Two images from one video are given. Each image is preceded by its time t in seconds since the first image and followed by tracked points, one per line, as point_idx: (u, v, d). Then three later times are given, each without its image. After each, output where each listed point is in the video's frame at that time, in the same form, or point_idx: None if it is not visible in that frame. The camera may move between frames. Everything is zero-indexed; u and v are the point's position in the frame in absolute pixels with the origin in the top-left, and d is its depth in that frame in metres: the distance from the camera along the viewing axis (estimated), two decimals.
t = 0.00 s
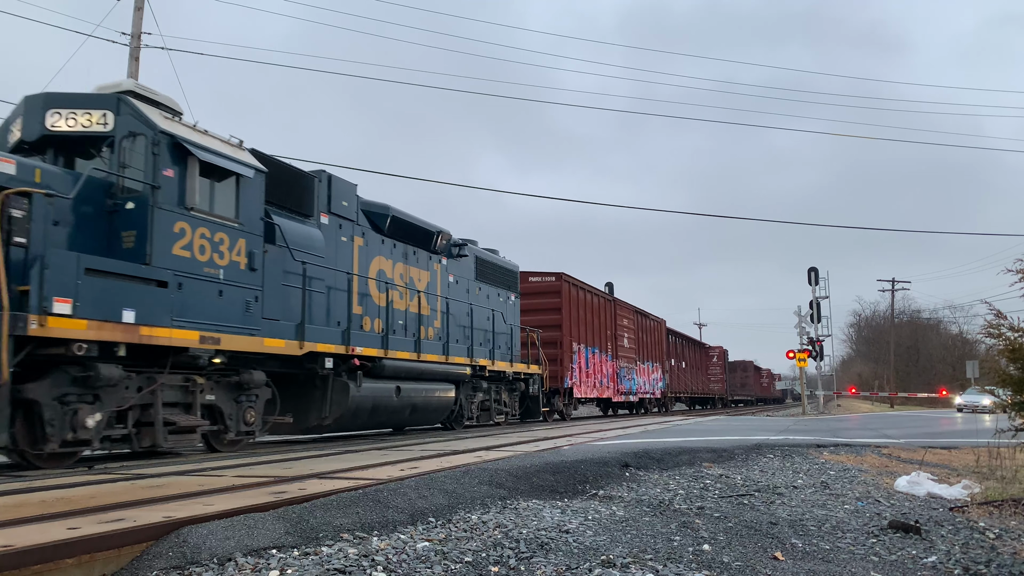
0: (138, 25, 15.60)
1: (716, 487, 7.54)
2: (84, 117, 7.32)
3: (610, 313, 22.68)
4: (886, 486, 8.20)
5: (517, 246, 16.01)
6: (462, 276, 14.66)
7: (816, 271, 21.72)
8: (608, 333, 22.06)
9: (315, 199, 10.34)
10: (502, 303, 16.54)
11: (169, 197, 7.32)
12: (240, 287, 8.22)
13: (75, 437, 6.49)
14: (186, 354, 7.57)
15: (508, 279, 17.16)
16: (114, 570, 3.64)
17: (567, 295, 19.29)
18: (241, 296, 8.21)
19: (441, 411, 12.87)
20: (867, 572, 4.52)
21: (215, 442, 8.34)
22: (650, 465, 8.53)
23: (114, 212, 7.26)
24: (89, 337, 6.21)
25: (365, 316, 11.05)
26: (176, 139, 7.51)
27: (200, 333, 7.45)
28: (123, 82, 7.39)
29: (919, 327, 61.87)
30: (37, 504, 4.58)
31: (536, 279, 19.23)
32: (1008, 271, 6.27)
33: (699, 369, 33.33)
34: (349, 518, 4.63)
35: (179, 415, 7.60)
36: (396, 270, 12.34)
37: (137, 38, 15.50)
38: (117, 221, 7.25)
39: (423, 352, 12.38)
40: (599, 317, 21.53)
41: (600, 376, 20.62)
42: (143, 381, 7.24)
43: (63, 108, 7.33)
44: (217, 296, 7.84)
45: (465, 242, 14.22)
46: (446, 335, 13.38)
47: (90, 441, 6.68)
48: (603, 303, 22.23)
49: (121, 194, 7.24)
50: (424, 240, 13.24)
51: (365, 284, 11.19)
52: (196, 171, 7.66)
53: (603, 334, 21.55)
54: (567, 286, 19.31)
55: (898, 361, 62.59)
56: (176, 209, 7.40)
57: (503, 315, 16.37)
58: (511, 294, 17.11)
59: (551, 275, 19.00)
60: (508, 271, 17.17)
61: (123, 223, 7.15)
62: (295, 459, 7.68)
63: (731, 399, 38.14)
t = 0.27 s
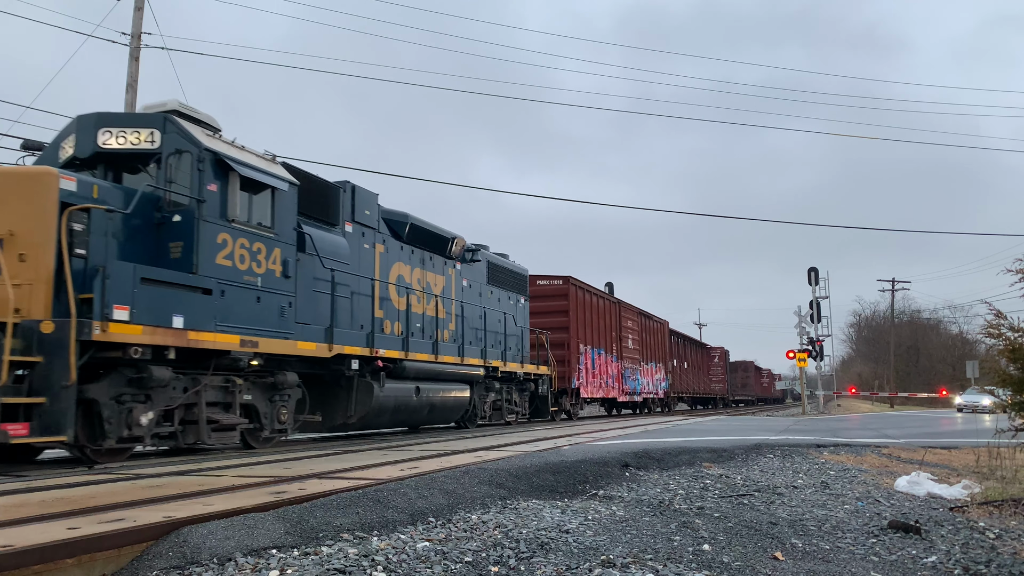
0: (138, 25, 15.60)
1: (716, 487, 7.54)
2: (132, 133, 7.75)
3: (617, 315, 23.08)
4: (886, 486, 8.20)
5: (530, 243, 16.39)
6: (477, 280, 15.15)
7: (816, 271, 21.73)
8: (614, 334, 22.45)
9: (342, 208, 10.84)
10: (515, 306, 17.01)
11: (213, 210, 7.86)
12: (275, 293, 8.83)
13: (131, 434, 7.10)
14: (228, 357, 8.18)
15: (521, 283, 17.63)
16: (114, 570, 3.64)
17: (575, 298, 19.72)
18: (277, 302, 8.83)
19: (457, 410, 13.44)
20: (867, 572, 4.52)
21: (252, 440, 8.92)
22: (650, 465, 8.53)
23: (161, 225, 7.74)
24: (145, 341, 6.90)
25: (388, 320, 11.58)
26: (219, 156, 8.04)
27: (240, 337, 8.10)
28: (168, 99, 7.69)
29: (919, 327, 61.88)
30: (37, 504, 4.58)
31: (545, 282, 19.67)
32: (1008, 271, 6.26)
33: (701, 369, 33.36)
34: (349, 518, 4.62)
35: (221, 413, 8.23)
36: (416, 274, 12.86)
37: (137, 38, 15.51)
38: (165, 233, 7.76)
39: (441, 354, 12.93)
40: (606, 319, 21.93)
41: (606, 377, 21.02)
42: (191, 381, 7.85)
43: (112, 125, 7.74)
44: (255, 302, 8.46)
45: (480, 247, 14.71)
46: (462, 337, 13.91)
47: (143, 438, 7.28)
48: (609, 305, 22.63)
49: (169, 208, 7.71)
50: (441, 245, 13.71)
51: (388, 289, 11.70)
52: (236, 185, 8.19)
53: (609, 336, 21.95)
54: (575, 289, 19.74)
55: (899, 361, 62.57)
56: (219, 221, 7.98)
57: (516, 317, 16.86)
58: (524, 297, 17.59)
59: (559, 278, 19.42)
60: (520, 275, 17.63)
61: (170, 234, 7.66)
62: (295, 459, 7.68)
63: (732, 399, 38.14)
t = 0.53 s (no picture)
0: (138, 25, 15.61)
1: (716, 486, 7.54)
2: (176, 149, 8.24)
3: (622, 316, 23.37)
4: (886, 486, 8.21)
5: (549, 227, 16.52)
6: (489, 284, 15.62)
7: (816, 271, 21.74)
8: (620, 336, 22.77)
9: (365, 217, 11.31)
10: (525, 309, 17.43)
11: (252, 222, 8.38)
12: (306, 299, 9.38)
13: (178, 432, 7.62)
14: (264, 359, 8.74)
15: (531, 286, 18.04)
16: (114, 570, 3.64)
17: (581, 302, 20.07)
18: (308, 308, 9.38)
19: (472, 409, 13.96)
20: (867, 572, 4.52)
21: (285, 438, 9.49)
22: (650, 465, 8.53)
23: (202, 235, 8.27)
24: (193, 345, 7.46)
25: (407, 324, 12.11)
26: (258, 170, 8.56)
27: (276, 340, 8.68)
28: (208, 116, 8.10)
29: (919, 327, 61.90)
30: (36, 504, 4.58)
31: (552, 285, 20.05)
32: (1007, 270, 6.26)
33: (703, 369, 33.44)
34: (349, 518, 4.62)
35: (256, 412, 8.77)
36: (432, 279, 13.35)
37: (137, 38, 15.52)
38: (207, 243, 8.29)
39: (456, 355, 13.47)
40: (612, 321, 22.25)
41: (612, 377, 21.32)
42: (232, 382, 8.40)
43: (156, 141, 8.23)
44: (289, 307, 9.03)
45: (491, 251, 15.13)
46: (475, 340, 14.43)
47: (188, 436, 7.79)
48: (616, 307, 22.96)
49: (210, 219, 8.23)
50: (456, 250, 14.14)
51: (407, 294, 12.19)
52: (273, 198, 8.68)
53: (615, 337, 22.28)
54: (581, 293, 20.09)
55: (899, 360, 62.58)
56: (258, 232, 8.52)
57: (526, 319, 17.29)
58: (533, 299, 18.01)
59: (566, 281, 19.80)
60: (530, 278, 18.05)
61: (212, 244, 8.18)
62: (294, 459, 7.68)
63: (733, 399, 38.23)
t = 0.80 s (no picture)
0: (138, 25, 15.60)
1: (716, 486, 7.54)
2: (213, 164, 8.71)
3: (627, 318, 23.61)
4: (886, 486, 8.21)
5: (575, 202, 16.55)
6: (500, 287, 16.03)
7: (816, 271, 21.74)
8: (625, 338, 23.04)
9: (386, 224, 11.76)
10: (534, 311, 17.86)
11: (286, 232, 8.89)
12: (334, 303, 9.87)
13: (220, 429, 8.13)
14: (297, 361, 9.22)
15: (540, 289, 18.46)
16: (114, 570, 3.64)
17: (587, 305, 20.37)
18: (336, 312, 9.87)
19: (484, 409, 14.37)
20: (867, 573, 4.52)
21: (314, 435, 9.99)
22: (650, 465, 8.53)
23: (240, 244, 8.77)
24: (235, 349, 7.99)
25: (425, 326, 12.55)
26: (290, 183, 9.06)
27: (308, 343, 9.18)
28: (242, 134, 8.55)
29: (919, 327, 61.88)
30: (36, 504, 4.57)
31: (559, 288, 20.36)
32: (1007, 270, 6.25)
33: (705, 369, 33.49)
34: (349, 518, 4.62)
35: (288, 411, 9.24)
36: (447, 283, 13.80)
37: (137, 38, 15.52)
38: (244, 252, 8.79)
39: (470, 357, 13.91)
40: (617, 324, 22.53)
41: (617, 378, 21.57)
42: (269, 383, 8.90)
43: (194, 155, 8.69)
44: (319, 312, 9.53)
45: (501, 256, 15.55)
46: (488, 341, 14.86)
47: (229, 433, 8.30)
48: (622, 310, 23.25)
49: (247, 229, 8.72)
50: (469, 254, 14.53)
51: (424, 298, 12.62)
52: (305, 210, 9.19)
53: (621, 338, 22.52)
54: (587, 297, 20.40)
55: (898, 360, 62.55)
56: (291, 241, 9.03)
57: (536, 321, 17.72)
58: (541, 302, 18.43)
59: (572, 284, 20.11)
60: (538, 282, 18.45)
61: (249, 254, 8.69)
62: (294, 459, 7.67)
63: (734, 399, 38.26)
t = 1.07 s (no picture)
0: (138, 25, 15.60)
1: (716, 486, 7.54)
2: (248, 177, 9.38)
3: (632, 319, 23.72)
4: (886, 486, 8.21)
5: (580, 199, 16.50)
6: (511, 291, 16.54)
7: (816, 271, 21.73)
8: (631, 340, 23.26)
9: (406, 231, 12.33)
10: (544, 313, 18.32)
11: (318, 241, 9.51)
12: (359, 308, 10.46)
13: (256, 427, 8.70)
14: (325, 362, 9.84)
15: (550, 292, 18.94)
16: (114, 570, 3.64)
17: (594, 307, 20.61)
18: (360, 316, 10.47)
19: (496, 409, 14.81)
20: (867, 573, 4.52)
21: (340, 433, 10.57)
22: (650, 466, 8.53)
23: (273, 253, 9.38)
24: (273, 350, 8.63)
25: (440, 329, 13.08)
26: (321, 195, 9.69)
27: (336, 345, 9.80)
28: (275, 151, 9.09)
29: (919, 326, 61.88)
30: (36, 504, 4.58)
31: (567, 291, 20.63)
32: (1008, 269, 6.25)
33: (706, 370, 33.56)
34: (349, 518, 4.63)
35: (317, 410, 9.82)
36: (462, 287, 14.30)
37: (137, 39, 15.52)
38: (277, 259, 9.41)
39: (483, 358, 14.43)
40: (623, 326, 22.75)
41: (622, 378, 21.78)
42: (300, 384, 9.51)
43: (230, 169, 9.39)
44: (346, 316, 10.16)
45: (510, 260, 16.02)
46: (500, 343, 15.34)
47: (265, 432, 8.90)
48: (628, 313, 23.46)
49: (280, 238, 9.33)
50: (482, 259, 15.02)
51: (440, 301, 13.14)
52: (333, 220, 9.79)
53: (626, 340, 22.73)
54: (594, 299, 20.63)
55: (898, 360, 62.54)
56: (321, 250, 9.65)
57: (546, 324, 18.19)
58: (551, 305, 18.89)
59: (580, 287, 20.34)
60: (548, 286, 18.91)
61: (282, 262, 9.31)
62: (294, 459, 7.68)
63: (735, 399, 38.29)
